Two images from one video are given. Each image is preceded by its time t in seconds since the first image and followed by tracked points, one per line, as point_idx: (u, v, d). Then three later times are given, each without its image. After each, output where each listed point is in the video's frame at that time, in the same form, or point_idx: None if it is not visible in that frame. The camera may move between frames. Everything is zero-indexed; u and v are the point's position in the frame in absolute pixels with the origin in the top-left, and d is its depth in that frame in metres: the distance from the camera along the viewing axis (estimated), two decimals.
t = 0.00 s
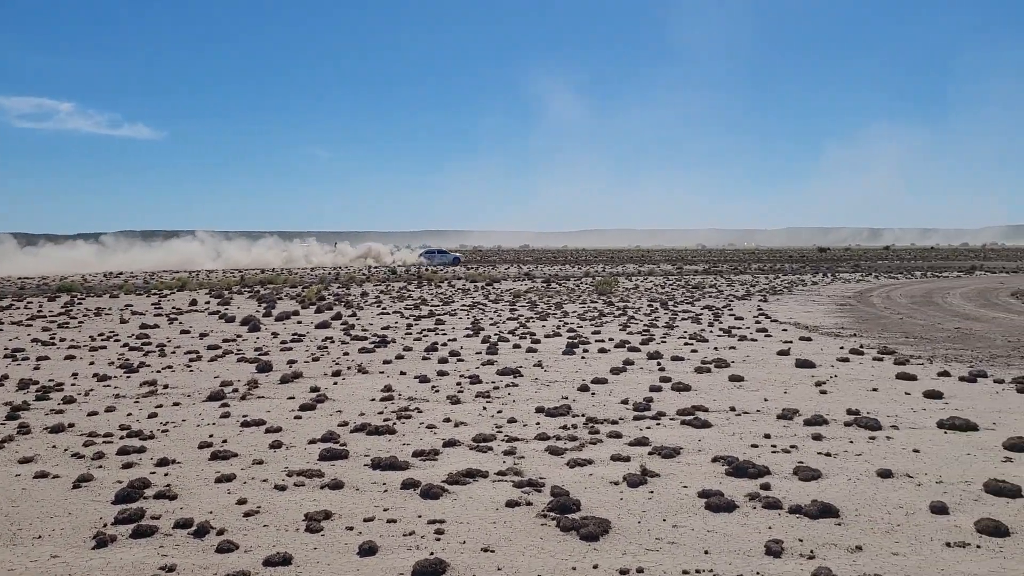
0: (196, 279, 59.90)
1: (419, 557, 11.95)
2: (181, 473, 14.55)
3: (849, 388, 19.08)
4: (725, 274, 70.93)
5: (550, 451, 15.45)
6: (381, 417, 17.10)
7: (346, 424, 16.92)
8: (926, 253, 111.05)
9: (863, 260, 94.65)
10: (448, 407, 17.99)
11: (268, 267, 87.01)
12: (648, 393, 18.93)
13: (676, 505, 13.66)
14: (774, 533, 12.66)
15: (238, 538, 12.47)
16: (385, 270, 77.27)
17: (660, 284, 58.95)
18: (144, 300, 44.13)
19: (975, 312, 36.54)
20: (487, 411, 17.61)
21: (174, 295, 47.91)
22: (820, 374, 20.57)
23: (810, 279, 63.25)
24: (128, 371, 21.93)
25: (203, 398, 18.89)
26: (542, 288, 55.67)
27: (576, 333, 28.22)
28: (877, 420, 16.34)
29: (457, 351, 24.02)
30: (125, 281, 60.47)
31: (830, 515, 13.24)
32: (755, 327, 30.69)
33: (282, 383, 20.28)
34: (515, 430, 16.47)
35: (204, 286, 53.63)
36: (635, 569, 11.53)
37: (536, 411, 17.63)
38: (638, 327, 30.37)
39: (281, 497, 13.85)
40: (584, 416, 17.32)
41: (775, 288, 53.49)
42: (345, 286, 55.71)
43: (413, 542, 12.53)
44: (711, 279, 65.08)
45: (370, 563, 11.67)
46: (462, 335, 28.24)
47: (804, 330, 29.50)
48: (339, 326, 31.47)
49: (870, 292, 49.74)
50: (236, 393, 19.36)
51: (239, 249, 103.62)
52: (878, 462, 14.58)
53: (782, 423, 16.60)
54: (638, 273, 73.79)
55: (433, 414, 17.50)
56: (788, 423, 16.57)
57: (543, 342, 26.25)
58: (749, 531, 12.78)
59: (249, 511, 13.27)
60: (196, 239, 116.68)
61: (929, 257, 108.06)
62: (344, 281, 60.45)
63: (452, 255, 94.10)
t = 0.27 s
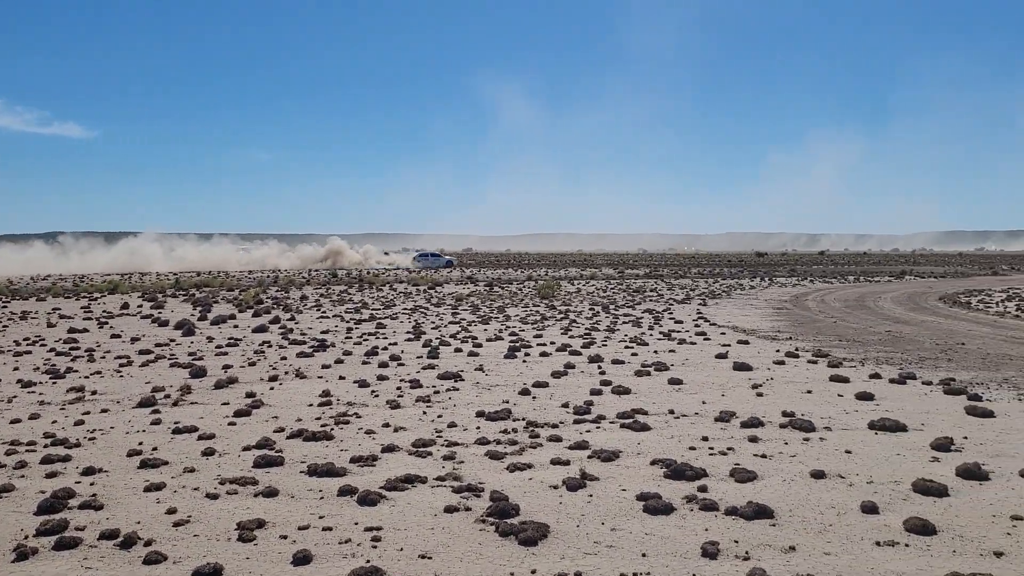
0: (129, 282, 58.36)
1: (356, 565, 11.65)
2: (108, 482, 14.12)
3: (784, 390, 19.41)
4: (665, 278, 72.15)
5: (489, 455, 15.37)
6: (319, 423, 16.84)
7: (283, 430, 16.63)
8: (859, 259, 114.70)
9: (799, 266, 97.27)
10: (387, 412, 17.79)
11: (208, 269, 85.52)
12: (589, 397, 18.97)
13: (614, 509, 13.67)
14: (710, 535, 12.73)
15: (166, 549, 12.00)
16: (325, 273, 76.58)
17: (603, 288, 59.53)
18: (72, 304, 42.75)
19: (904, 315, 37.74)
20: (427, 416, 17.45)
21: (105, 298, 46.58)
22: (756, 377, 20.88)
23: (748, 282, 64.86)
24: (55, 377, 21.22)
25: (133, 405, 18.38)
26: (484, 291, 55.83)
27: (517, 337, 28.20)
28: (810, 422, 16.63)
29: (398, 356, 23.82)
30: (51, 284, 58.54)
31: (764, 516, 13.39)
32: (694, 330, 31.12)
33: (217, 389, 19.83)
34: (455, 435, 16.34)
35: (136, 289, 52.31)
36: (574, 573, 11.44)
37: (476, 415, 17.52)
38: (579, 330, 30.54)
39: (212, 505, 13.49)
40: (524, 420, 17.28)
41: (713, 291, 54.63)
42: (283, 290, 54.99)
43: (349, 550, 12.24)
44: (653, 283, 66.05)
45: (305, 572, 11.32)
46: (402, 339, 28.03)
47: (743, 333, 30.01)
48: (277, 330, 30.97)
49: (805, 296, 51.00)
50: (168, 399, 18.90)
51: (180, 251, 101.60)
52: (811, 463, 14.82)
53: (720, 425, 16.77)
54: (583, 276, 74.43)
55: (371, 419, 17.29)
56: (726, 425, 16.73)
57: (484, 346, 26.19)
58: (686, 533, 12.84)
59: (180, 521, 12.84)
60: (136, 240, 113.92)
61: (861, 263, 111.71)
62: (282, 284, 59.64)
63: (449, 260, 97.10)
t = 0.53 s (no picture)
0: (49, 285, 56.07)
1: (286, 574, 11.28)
2: (24, 493, 13.46)
3: (716, 390, 19.70)
4: (600, 280, 73.13)
5: (424, 460, 15.17)
6: (249, 429, 16.42)
7: (211, 437, 16.16)
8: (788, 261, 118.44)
9: (733, 269, 99.76)
10: (320, 417, 17.45)
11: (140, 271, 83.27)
12: (524, 399, 18.94)
13: (549, 512, 13.60)
14: (644, 537, 12.74)
15: (86, 562, 11.42)
16: (259, 276, 75.22)
17: (538, 290, 59.96)
18: None
19: (830, 316, 38.95)
20: (361, 420, 17.16)
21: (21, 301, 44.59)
22: (690, 378, 21.16)
23: (680, 285, 66.42)
24: None
25: (52, 412, 17.60)
26: (421, 293, 55.65)
27: (453, 339, 28.07)
28: (742, 422, 16.88)
29: (331, 359, 23.46)
30: None
31: (697, 516, 13.48)
32: (629, 332, 31.50)
33: (141, 395, 19.17)
34: (390, 439, 16.09)
35: (55, 293, 50.33)
36: None
37: (411, 419, 17.30)
38: (515, 332, 30.62)
39: (136, 516, 12.96)
40: (460, 423, 17.13)
41: (647, 293, 55.64)
42: (213, 292, 53.73)
43: (280, 558, 11.85)
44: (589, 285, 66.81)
45: None
46: (336, 342, 27.63)
47: (675, 335, 30.52)
48: (206, 334, 30.16)
49: (736, 298, 52.24)
50: (90, 406, 18.18)
51: (108, 251, 98.57)
52: (742, 462, 15.01)
53: (654, 426, 16.89)
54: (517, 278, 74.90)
55: (304, 424, 16.92)
56: (659, 426, 16.86)
57: (419, 349, 26.01)
58: (620, 535, 12.83)
59: (100, 533, 12.27)
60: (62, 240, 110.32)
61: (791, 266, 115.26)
62: (212, 287, 58.26)
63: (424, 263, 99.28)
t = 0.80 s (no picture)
0: None
1: None
2: None
3: (644, 389, 19.96)
4: (530, 280, 73.95)
5: (352, 464, 14.89)
6: (168, 436, 15.89)
7: (128, 445, 15.59)
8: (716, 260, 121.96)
9: (663, 269, 102.37)
10: (244, 422, 17.02)
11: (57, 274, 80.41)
12: (453, 401, 18.84)
13: (479, 514, 13.46)
14: (574, 537, 12.70)
15: None
16: (179, 277, 73.46)
17: (466, 291, 60.23)
18: None
19: (753, 315, 40.12)
20: (287, 425, 16.77)
21: None
22: (618, 377, 21.39)
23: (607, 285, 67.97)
24: None
25: None
26: (347, 295, 55.26)
27: (380, 341, 27.84)
28: (669, 420, 17.08)
29: (254, 363, 22.99)
30: None
31: (627, 515, 13.52)
32: (558, 332, 31.80)
33: (52, 403, 18.37)
34: (316, 444, 15.75)
35: None
36: None
37: (339, 423, 16.99)
38: (443, 333, 30.62)
39: (47, 529, 12.33)
40: (388, 426, 16.90)
41: (574, 293, 56.64)
42: (130, 295, 52.08)
43: (200, 569, 11.37)
44: (521, 286, 67.41)
45: None
46: (259, 345, 27.12)
47: (602, 334, 31.03)
48: (123, 338, 29.17)
49: (663, 297, 53.35)
50: None
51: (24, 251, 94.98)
52: (670, 460, 15.16)
53: (584, 426, 16.96)
54: (443, 279, 75.08)
55: (226, 430, 16.47)
56: (588, 425, 16.96)
57: (347, 351, 25.73)
58: (550, 536, 12.76)
59: (7, 548, 11.61)
60: None
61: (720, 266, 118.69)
62: (129, 289, 56.50)
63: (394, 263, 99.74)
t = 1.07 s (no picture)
0: None
1: None
2: None
3: (593, 388, 20.11)
4: (478, 281, 74.24)
5: (299, 468, 14.65)
6: (106, 443, 15.46)
7: (64, 453, 15.13)
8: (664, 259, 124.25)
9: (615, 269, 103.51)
10: (187, 428, 16.67)
11: None
12: (401, 403, 18.73)
13: (429, 516, 13.29)
14: (525, 537, 12.60)
15: None
16: (118, 280, 71.82)
17: (412, 293, 60.30)
18: None
19: (699, 313, 40.80)
20: (231, 430, 16.47)
21: None
22: (566, 377, 21.53)
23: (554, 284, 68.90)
24: None
25: None
26: (292, 296, 54.83)
27: (326, 344, 27.70)
28: (618, 419, 17.19)
29: (197, 367, 22.59)
30: None
31: (577, 514, 13.48)
32: (506, 333, 32.01)
33: None
34: (261, 449, 15.50)
35: None
36: None
37: (285, 427, 16.74)
38: (391, 335, 30.58)
39: None
40: (335, 429, 16.70)
41: (522, 293, 57.20)
42: (65, 299, 50.66)
43: None
44: (468, 286, 67.78)
45: None
46: (202, 349, 26.68)
47: (549, 334, 31.36)
48: (58, 343, 28.36)
49: (612, 296, 54.02)
50: None
51: None
52: (619, 458, 15.23)
53: (533, 426, 16.98)
54: (393, 280, 74.89)
55: (168, 436, 16.11)
56: (537, 425, 16.99)
57: (292, 354, 25.49)
58: (500, 536, 12.64)
59: None
60: None
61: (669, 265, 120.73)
62: (64, 293, 54.97)
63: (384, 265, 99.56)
